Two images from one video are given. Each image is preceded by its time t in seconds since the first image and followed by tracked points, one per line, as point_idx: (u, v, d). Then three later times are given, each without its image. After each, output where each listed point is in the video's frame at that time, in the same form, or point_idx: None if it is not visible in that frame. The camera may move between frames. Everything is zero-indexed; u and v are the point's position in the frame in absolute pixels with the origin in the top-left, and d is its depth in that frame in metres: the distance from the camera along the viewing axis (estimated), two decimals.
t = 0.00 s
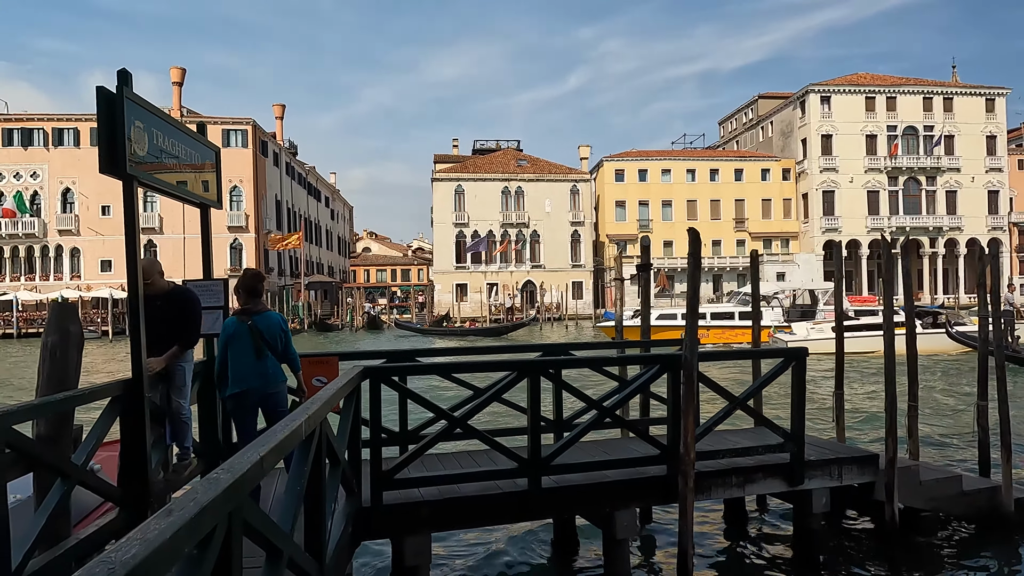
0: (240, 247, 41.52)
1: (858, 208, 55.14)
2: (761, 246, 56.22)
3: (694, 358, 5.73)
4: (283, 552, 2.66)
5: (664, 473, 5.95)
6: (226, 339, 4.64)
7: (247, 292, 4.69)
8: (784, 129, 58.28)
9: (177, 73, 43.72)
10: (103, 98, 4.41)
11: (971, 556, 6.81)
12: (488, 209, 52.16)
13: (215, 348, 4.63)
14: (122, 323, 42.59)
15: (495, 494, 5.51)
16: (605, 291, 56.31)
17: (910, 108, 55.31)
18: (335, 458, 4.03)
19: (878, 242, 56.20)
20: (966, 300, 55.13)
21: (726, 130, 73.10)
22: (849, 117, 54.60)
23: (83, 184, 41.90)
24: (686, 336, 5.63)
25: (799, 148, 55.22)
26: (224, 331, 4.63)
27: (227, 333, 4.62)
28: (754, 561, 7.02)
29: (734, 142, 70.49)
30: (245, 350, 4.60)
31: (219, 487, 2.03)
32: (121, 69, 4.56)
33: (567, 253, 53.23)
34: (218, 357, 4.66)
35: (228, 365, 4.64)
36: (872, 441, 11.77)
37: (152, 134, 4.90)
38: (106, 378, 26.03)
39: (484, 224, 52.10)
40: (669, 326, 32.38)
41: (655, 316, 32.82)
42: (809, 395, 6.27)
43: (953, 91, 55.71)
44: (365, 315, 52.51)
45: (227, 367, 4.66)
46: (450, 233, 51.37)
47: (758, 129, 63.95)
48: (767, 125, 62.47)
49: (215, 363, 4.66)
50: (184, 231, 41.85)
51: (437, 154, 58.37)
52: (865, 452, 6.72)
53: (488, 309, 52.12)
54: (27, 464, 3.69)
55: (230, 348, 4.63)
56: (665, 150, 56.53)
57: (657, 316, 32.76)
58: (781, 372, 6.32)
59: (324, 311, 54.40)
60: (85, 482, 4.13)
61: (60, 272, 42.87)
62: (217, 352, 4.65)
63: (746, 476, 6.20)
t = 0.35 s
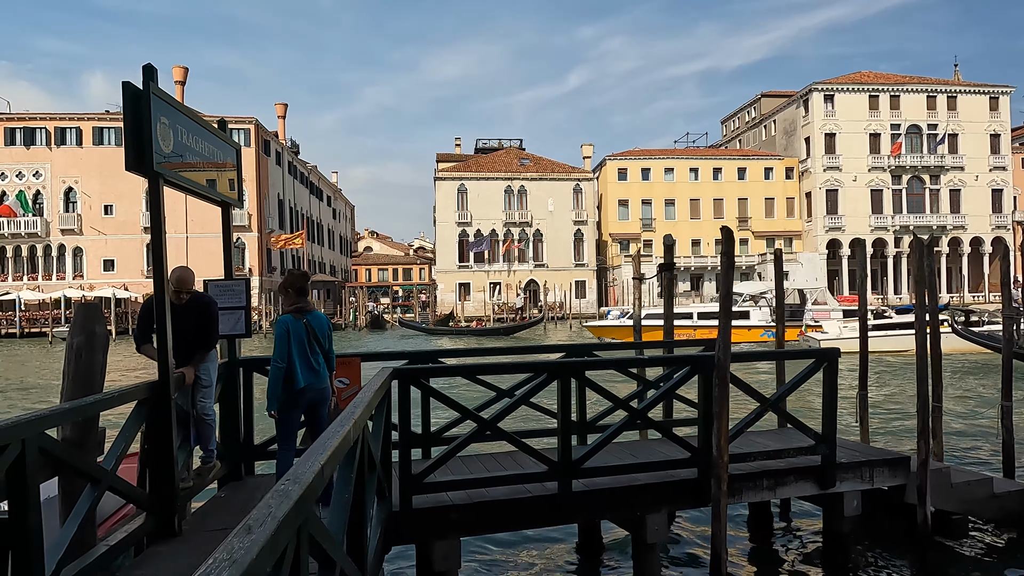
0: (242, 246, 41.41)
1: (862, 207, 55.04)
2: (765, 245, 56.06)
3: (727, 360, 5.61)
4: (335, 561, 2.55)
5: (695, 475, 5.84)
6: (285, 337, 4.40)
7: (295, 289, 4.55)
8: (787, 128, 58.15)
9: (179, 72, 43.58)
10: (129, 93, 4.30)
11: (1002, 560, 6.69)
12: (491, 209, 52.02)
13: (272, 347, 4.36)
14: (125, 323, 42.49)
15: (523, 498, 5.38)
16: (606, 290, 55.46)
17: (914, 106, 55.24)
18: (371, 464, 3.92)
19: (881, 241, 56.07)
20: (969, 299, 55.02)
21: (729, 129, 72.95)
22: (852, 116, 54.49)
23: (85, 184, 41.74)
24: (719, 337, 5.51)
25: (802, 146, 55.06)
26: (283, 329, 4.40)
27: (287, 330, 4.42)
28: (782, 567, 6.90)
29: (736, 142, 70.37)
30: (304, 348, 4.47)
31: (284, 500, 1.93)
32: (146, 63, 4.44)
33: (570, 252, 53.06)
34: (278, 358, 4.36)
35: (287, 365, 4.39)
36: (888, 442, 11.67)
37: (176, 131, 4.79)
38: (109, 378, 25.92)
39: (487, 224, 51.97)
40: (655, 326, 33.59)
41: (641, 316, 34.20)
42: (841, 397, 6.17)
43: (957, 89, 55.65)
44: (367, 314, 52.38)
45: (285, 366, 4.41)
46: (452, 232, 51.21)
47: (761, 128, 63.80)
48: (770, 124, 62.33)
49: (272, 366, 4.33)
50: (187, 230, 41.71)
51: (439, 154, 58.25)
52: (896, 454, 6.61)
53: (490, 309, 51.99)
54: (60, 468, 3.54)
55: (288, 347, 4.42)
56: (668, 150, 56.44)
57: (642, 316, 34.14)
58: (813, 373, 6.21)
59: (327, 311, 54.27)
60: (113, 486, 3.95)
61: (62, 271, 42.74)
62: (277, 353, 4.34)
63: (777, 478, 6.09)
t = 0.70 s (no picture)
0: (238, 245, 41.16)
1: (857, 205, 55.19)
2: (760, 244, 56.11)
3: (751, 357, 5.57)
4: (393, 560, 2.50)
5: (718, 473, 5.79)
6: (333, 331, 4.89)
7: (333, 285, 5.09)
8: (783, 126, 58.21)
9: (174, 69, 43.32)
10: (153, 87, 4.25)
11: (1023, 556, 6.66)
12: (487, 207, 51.91)
13: (321, 341, 4.83)
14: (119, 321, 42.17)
15: (547, 497, 5.31)
16: (603, 288, 55.51)
17: (909, 105, 55.40)
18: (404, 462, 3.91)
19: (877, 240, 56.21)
20: (964, 297, 55.20)
21: (724, 128, 73.05)
22: (847, 115, 54.64)
23: (79, 182, 41.36)
24: (744, 332, 5.46)
25: (797, 145, 55.17)
26: (333, 322, 4.91)
27: (335, 323, 4.91)
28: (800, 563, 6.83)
29: (732, 140, 70.40)
30: (346, 341, 4.98)
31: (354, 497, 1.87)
32: (172, 57, 4.36)
33: (566, 250, 52.98)
34: (325, 353, 4.84)
35: (333, 359, 4.88)
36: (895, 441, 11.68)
37: (198, 125, 4.75)
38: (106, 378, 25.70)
39: (484, 222, 51.85)
40: (633, 325, 33.64)
41: (619, 315, 34.18)
42: (863, 394, 6.15)
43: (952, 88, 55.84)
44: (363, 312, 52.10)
45: (332, 360, 4.90)
46: (449, 231, 51.04)
47: (756, 126, 63.91)
48: (765, 123, 62.46)
49: (321, 360, 4.80)
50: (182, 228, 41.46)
51: (436, 152, 58.06)
52: (917, 451, 6.58)
53: (487, 307, 51.82)
54: (93, 466, 3.48)
55: (334, 340, 4.90)
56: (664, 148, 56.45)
57: (621, 316, 34.07)
58: (836, 370, 6.17)
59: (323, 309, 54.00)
60: (140, 486, 3.87)
61: (56, 270, 42.41)
62: (326, 348, 4.83)
63: (800, 476, 6.06)
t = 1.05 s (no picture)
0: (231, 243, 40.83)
1: (850, 204, 55.38)
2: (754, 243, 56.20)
3: (774, 358, 5.48)
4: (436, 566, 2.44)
5: (738, 474, 5.72)
6: (356, 331, 4.82)
7: (357, 285, 5.02)
8: (776, 125, 58.32)
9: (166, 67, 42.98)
10: (169, 83, 4.14)
11: None
12: (481, 206, 51.76)
13: (343, 341, 4.75)
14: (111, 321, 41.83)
15: (568, 500, 5.22)
16: (598, 287, 55.46)
17: (901, 104, 55.64)
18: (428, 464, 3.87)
19: (870, 238, 56.41)
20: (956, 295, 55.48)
21: (718, 127, 73.17)
22: (840, 114, 54.82)
23: (70, 181, 40.98)
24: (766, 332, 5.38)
25: (791, 144, 55.32)
26: (356, 321, 4.84)
27: (357, 324, 4.84)
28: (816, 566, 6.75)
29: (725, 139, 70.49)
30: (369, 342, 4.90)
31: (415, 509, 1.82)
32: (187, 51, 4.25)
33: (561, 249, 52.91)
34: (346, 352, 4.76)
35: (354, 359, 4.80)
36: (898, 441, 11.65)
37: (214, 123, 4.65)
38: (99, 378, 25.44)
39: (478, 221, 51.69)
40: (611, 325, 33.55)
41: (597, 314, 34.05)
42: (882, 393, 6.10)
43: (943, 87, 56.12)
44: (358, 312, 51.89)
45: (355, 359, 4.83)
46: (443, 229, 50.86)
47: (750, 125, 64.04)
48: (758, 122, 62.58)
49: (341, 359, 4.72)
50: (174, 227, 41.14)
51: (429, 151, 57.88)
52: (933, 451, 6.53)
53: (481, 306, 51.64)
54: (113, 475, 3.39)
55: (356, 340, 4.83)
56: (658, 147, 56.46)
57: (599, 315, 33.94)
58: (854, 371, 6.11)
59: (317, 308, 53.75)
60: (159, 490, 3.77)
61: (47, 269, 41.99)
62: (347, 347, 4.75)
63: (820, 476, 6.00)
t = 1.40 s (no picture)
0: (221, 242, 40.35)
1: (841, 202, 55.54)
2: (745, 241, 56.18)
3: (795, 355, 5.32)
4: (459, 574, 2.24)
5: (757, 474, 5.54)
6: (365, 327, 4.60)
7: (366, 279, 4.82)
8: (768, 124, 58.35)
9: (155, 63, 42.49)
10: (168, 64, 3.91)
11: None
12: (474, 204, 51.48)
13: (350, 338, 4.52)
14: (98, 321, 41.25)
15: (584, 500, 5.03)
16: (591, 286, 55.33)
17: (891, 104, 55.84)
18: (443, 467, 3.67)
19: (861, 237, 56.57)
20: (945, 293, 55.72)
21: (709, 126, 73.25)
22: (831, 113, 54.99)
23: (56, 179, 40.43)
24: (787, 326, 5.21)
25: (782, 143, 55.44)
26: (364, 316, 4.61)
27: (366, 320, 4.61)
28: (830, 564, 6.58)
29: (716, 138, 70.55)
30: (378, 337, 4.70)
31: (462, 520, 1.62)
32: (187, 30, 4.02)
33: (553, 248, 52.72)
34: (355, 349, 4.53)
35: (362, 357, 4.57)
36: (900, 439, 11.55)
37: (214, 108, 4.43)
38: (86, 379, 24.99)
39: (470, 219, 51.42)
40: (587, 324, 33.18)
41: (573, 313, 33.66)
42: (902, 390, 5.96)
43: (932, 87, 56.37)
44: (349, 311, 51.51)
45: (365, 356, 4.62)
46: (435, 228, 50.52)
47: (741, 124, 64.14)
48: (750, 121, 62.68)
49: (350, 357, 4.49)
50: (163, 225, 40.66)
51: (421, 149, 57.57)
52: (953, 448, 6.37)
53: (474, 305, 51.32)
54: (113, 480, 3.16)
55: (365, 337, 4.60)
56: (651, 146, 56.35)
57: (574, 314, 33.58)
58: (873, 367, 5.97)
59: (308, 308, 53.33)
60: (160, 495, 3.54)
61: (34, 268, 41.38)
62: (355, 345, 4.52)
63: (839, 475, 5.85)
